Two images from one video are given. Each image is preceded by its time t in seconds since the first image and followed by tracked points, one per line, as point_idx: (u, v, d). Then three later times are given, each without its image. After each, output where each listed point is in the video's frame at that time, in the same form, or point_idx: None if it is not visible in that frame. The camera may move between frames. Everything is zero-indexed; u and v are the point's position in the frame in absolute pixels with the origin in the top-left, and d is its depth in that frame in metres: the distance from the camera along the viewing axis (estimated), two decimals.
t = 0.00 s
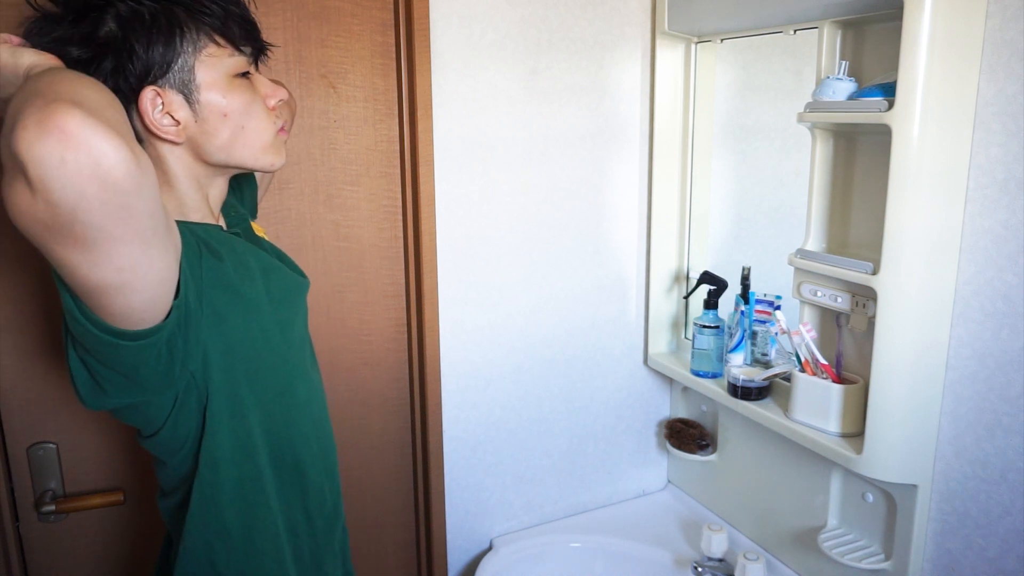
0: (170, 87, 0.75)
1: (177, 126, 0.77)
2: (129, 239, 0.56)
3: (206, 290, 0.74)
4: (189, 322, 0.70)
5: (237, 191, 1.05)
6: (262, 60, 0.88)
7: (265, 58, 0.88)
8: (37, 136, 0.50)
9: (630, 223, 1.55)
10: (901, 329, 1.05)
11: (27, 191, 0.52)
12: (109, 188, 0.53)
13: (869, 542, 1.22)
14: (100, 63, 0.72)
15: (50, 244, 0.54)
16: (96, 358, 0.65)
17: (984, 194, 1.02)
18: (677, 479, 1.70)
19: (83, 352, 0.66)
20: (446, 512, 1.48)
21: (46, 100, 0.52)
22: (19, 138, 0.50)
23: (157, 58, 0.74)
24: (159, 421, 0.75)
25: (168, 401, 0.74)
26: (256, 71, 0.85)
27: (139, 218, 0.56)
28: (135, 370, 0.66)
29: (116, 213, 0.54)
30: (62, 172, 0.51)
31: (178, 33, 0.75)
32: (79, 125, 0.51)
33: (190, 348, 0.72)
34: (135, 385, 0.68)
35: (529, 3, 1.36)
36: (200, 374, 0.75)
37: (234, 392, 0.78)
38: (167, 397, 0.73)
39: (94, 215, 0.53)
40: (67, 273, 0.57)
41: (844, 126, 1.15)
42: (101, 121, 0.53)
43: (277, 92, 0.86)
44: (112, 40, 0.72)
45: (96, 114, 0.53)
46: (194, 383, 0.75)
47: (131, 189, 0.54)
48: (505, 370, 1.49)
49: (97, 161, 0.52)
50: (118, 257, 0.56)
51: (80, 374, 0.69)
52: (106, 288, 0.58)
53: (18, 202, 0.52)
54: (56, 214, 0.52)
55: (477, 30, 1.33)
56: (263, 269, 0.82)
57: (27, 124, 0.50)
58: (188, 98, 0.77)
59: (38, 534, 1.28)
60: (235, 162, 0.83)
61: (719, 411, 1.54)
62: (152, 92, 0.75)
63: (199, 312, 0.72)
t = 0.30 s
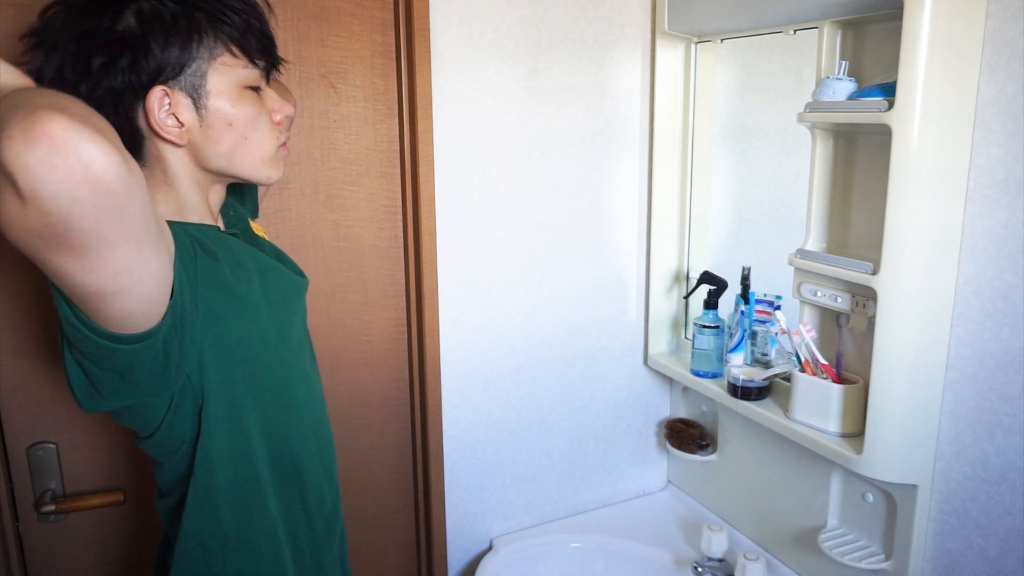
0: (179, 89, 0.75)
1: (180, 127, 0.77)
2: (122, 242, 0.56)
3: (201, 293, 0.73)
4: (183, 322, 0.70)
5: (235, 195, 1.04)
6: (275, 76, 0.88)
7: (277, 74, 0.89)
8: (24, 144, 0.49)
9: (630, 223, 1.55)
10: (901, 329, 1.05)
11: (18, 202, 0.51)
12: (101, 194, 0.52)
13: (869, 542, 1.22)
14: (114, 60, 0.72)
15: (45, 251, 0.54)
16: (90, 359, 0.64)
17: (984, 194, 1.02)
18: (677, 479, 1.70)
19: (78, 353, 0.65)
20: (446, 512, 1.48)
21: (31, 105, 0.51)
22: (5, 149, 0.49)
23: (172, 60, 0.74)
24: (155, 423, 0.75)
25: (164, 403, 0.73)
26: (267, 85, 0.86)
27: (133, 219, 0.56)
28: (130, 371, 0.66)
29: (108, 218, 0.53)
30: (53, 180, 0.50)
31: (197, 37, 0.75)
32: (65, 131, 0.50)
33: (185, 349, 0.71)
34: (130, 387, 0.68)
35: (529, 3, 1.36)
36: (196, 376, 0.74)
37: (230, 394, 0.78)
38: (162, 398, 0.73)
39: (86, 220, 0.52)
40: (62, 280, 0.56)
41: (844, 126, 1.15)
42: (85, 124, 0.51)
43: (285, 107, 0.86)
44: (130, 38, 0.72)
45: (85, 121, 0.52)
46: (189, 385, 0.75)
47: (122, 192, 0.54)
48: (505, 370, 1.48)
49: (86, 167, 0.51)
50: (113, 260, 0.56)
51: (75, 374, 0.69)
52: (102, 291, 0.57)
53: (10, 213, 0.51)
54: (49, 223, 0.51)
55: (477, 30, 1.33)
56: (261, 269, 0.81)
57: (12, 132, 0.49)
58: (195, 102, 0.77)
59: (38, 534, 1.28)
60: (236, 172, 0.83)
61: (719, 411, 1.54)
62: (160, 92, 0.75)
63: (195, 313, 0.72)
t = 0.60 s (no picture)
0: (195, 91, 0.77)
1: (193, 129, 0.78)
2: (88, 214, 0.53)
3: (200, 288, 0.73)
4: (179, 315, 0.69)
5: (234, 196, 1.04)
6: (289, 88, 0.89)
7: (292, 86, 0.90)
8: None
9: (630, 223, 1.55)
10: (901, 329, 1.05)
11: None
12: (61, 160, 0.50)
13: (869, 542, 1.22)
14: (137, 58, 0.74)
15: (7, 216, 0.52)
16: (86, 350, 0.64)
17: (984, 194, 1.02)
18: (677, 480, 1.70)
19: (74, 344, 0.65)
20: (446, 513, 1.48)
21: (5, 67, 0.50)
22: None
23: (191, 62, 0.75)
24: (151, 419, 0.75)
25: (161, 399, 0.73)
26: (281, 96, 0.87)
27: (98, 192, 0.53)
28: (124, 363, 0.65)
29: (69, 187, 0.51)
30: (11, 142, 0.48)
31: (219, 43, 0.77)
32: (28, 95, 0.48)
33: (181, 343, 0.71)
34: (124, 379, 0.67)
35: (529, 3, 1.36)
36: (193, 371, 0.74)
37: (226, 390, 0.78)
38: (159, 393, 0.72)
39: (48, 187, 0.50)
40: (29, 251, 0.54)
41: (844, 126, 1.15)
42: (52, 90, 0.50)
43: (296, 118, 0.87)
44: (154, 39, 0.74)
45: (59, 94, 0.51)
46: (187, 380, 0.74)
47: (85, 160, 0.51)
48: (505, 370, 1.48)
49: (46, 130, 0.49)
50: (77, 232, 0.53)
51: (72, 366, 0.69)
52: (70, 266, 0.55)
53: None
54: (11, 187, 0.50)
55: (477, 30, 1.33)
56: (261, 265, 0.82)
57: None
58: (210, 106, 0.78)
59: (38, 533, 1.28)
60: (244, 178, 0.83)
61: (719, 411, 1.54)
62: (176, 91, 0.76)
63: (192, 308, 0.72)
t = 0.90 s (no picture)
0: (203, 92, 0.77)
1: (199, 130, 0.78)
2: (95, 207, 0.53)
3: (205, 288, 0.73)
4: (184, 315, 0.69)
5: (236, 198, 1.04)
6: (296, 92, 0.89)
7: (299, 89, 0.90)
8: None
9: (630, 223, 1.54)
10: (901, 329, 1.05)
11: None
12: (69, 151, 0.50)
13: (869, 542, 1.22)
14: (148, 59, 0.74)
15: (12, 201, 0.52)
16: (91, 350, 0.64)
17: (984, 194, 1.02)
18: (677, 479, 1.70)
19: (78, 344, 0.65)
20: (446, 513, 1.48)
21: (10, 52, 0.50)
22: None
23: (201, 64, 0.75)
24: (157, 419, 0.74)
25: (166, 399, 0.73)
26: (287, 100, 0.87)
27: (103, 184, 0.53)
28: (130, 363, 0.65)
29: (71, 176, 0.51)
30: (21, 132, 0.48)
31: (230, 47, 0.77)
32: (35, 82, 0.48)
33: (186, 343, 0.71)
34: (130, 379, 0.67)
35: (529, 3, 1.36)
36: (197, 371, 0.74)
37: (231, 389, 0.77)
38: (163, 394, 0.72)
39: (56, 178, 0.51)
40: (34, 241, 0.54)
41: (844, 126, 1.15)
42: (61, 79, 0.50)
43: (302, 122, 0.86)
44: (167, 42, 0.74)
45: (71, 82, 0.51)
46: (191, 380, 0.74)
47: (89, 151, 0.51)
48: (505, 370, 1.48)
49: (51, 120, 0.49)
50: (80, 224, 0.54)
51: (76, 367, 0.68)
52: (76, 260, 0.55)
53: None
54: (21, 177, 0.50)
55: (477, 30, 1.33)
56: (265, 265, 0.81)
57: None
58: (217, 108, 0.78)
59: (38, 533, 1.28)
60: (249, 181, 0.83)
61: (719, 411, 1.54)
62: (183, 92, 0.76)
63: (197, 308, 0.72)
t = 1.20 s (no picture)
0: (238, 98, 0.77)
1: (228, 134, 0.78)
2: (98, 212, 0.53)
3: (210, 292, 0.73)
4: (190, 319, 0.69)
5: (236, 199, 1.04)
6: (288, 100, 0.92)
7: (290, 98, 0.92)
8: None
9: (630, 223, 1.54)
10: (901, 328, 1.05)
11: None
12: (71, 157, 0.50)
13: (869, 542, 1.22)
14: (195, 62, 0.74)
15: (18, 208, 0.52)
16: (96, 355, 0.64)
17: (984, 194, 1.02)
18: (677, 479, 1.70)
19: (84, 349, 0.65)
20: (446, 513, 1.48)
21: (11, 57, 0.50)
22: None
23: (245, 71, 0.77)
24: (162, 423, 0.74)
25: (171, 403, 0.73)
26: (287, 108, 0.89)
27: (106, 189, 0.53)
28: (134, 367, 0.65)
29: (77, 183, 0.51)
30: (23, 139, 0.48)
31: (268, 56, 0.79)
32: (40, 90, 0.48)
33: (191, 348, 0.71)
34: (135, 382, 0.67)
35: (529, 3, 1.36)
36: (203, 375, 0.74)
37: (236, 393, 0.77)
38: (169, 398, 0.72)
39: (58, 184, 0.50)
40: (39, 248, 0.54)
41: (844, 126, 1.15)
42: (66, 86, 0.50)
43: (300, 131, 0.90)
44: (210, 46, 0.74)
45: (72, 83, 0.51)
46: (197, 385, 0.74)
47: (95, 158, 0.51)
48: (505, 370, 1.48)
49: (56, 126, 0.49)
50: (86, 230, 0.53)
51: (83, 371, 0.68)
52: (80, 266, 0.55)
53: None
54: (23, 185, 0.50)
55: (477, 30, 1.33)
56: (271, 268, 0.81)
57: None
58: (247, 114, 0.79)
59: (38, 533, 1.28)
60: (255, 188, 0.84)
61: (719, 411, 1.54)
62: (222, 97, 0.76)
63: (203, 312, 0.72)
